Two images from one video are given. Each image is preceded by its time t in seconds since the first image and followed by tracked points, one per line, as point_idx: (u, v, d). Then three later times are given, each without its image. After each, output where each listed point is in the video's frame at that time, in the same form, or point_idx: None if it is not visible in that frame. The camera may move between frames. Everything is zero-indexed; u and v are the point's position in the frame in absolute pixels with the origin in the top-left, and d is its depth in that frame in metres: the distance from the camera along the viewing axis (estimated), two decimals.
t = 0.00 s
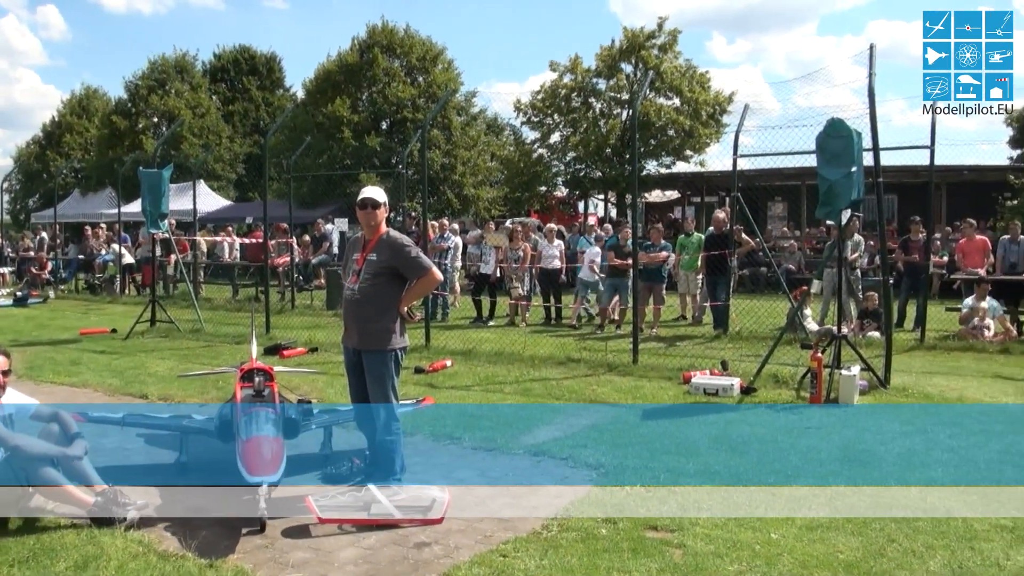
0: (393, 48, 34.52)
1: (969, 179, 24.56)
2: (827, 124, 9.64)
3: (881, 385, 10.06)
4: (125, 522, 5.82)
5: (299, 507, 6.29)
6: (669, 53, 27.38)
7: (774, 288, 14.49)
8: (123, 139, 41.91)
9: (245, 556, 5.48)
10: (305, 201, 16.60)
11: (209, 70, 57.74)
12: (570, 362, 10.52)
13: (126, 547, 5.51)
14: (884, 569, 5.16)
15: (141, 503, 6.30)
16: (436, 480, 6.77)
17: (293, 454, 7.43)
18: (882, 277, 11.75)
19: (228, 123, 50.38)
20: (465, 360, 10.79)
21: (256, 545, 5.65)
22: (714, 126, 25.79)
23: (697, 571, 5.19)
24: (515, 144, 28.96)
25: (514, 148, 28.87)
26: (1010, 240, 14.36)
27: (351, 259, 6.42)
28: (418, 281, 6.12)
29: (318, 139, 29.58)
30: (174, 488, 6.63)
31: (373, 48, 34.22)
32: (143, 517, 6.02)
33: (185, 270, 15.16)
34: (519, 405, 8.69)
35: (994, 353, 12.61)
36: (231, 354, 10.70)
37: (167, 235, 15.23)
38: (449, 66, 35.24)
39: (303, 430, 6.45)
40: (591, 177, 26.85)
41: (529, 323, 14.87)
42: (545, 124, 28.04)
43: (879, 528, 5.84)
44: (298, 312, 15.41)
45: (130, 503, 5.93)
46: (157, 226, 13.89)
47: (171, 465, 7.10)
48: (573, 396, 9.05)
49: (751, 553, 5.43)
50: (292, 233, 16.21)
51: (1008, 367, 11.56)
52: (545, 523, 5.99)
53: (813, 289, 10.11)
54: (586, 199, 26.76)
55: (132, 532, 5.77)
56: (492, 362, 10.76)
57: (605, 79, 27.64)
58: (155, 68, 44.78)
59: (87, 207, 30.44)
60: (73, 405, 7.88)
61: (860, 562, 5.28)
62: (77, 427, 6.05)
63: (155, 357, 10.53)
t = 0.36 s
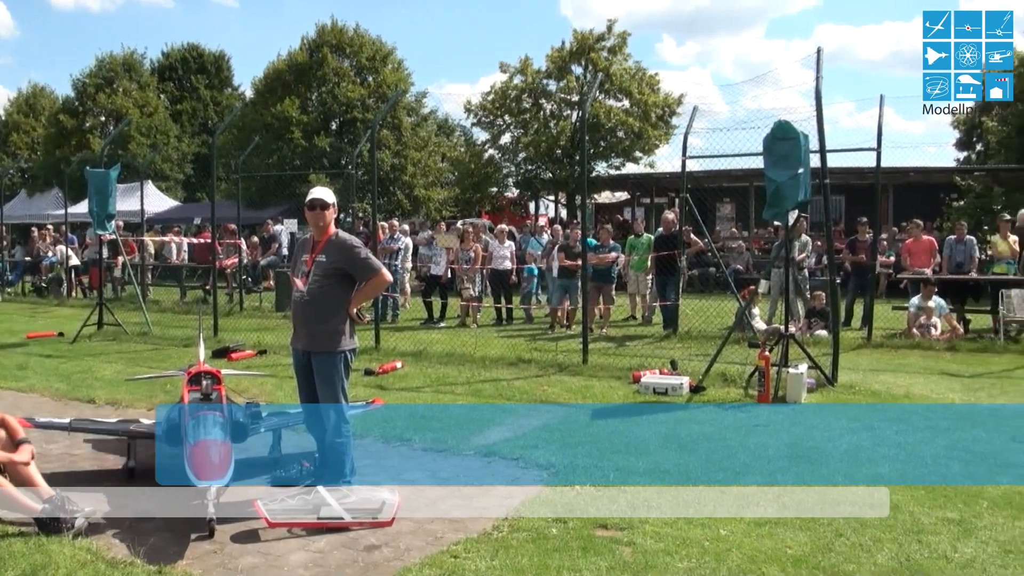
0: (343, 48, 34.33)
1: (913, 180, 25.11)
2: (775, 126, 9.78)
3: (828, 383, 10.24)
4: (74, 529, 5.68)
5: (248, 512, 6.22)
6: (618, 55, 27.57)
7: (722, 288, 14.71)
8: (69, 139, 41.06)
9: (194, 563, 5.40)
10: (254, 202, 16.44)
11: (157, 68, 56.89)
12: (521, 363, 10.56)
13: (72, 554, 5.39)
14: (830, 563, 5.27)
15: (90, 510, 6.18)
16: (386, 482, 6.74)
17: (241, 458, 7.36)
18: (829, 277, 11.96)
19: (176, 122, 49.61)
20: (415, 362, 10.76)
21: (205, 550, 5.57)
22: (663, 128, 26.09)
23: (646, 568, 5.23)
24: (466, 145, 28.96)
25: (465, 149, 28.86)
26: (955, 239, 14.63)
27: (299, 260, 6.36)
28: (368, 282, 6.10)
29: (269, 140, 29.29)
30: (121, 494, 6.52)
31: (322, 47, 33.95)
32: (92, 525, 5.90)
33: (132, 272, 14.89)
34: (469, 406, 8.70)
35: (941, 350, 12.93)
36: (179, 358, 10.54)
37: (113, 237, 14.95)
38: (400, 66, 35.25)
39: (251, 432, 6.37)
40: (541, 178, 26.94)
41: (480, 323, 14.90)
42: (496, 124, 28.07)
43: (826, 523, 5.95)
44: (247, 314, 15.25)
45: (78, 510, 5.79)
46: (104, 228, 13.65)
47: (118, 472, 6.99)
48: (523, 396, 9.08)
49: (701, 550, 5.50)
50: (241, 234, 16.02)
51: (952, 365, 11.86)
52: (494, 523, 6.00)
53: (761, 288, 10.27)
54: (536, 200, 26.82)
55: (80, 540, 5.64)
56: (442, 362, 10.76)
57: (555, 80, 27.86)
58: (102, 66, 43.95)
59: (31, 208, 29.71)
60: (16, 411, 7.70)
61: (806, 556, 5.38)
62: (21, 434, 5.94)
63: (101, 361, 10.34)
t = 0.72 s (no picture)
0: (286, 46, 33.94)
1: (854, 180, 25.67)
2: (717, 127, 9.93)
3: (770, 379, 10.41)
4: (15, 539, 5.52)
5: (191, 518, 6.11)
6: (562, 56, 27.73)
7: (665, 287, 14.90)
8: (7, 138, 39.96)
9: (136, 570, 5.30)
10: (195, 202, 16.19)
11: (99, 65, 55.72)
12: (466, 363, 10.57)
13: (12, 564, 5.25)
14: (772, 556, 5.37)
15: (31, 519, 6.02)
16: (330, 485, 6.69)
17: (184, 463, 7.24)
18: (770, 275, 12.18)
19: (116, 121, 48.58)
20: (360, 363, 10.70)
21: (148, 557, 5.47)
22: (607, 129, 26.31)
23: (591, 566, 5.28)
24: (410, 145, 28.86)
25: (409, 149, 28.73)
26: (895, 237, 14.97)
27: (241, 261, 6.27)
28: (311, 283, 6.04)
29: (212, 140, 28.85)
30: (63, 502, 6.36)
31: (266, 45, 33.50)
32: (34, 534, 5.76)
33: (72, 274, 14.57)
34: (414, 407, 8.68)
35: (883, 345, 13.26)
36: (120, 361, 10.34)
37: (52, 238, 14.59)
38: (343, 65, 35.04)
39: (194, 437, 6.27)
40: (486, 178, 26.93)
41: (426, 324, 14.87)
42: (440, 124, 28.02)
43: (769, 516, 6.06)
44: (190, 316, 15.01)
45: (20, 519, 5.64)
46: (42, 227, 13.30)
47: (58, 480, 6.82)
48: (468, 396, 9.08)
49: (644, 547, 5.56)
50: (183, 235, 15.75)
51: (892, 360, 12.16)
52: (440, 524, 6.00)
53: (703, 287, 10.41)
54: (481, 200, 26.81)
55: (21, 549, 5.49)
56: (387, 363, 10.72)
57: (500, 80, 27.90)
58: (41, 63, 42.88)
59: None
60: None
61: (749, 550, 5.48)
62: None
63: (40, 365, 10.09)
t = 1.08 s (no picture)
0: (230, 48, 33.40)
1: (796, 185, 26.21)
2: (660, 133, 10.07)
3: (714, 382, 10.56)
4: None
5: (135, 529, 5.99)
6: (508, 61, 27.84)
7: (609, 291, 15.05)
8: None
9: None
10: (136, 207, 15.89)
11: (40, 66, 54.45)
12: (412, 368, 10.53)
13: None
14: (718, 556, 5.46)
15: None
16: (275, 493, 6.62)
17: (127, 474, 7.09)
18: (713, 278, 12.36)
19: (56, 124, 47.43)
20: (305, 370, 10.59)
21: (90, 570, 5.35)
22: (553, 134, 26.47)
23: (537, 570, 5.30)
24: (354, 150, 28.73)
25: (354, 153, 28.57)
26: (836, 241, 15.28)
27: (182, 266, 6.18)
28: (254, 289, 5.98)
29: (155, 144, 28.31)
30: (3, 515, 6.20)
31: (210, 48, 32.95)
32: None
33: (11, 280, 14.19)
34: (360, 413, 8.63)
35: (824, 348, 13.55)
36: (61, 370, 10.10)
37: None
38: (288, 68, 34.74)
39: (137, 446, 6.15)
40: (433, 183, 26.88)
41: (371, 329, 14.79)
42: (386, 128, 27.92)
43: (714, 518, 6.16)
44: (132, 323, 14.71)
45: None
46: None
47: None
48: (413, 402, 9.06)
49: (590, 549, 5.61)
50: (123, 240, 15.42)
51: (834, 362, 12.44)
52: (386, 531, 5.98)
53: (647, 291, 10.52)
54: (427, 205, 26.75)
55: None
56: (332, 370, 10.63)
57: (445, 85, 27.92)
58: None
59: None
60: None
61: (695, 551, 5.56)
62: None
63: None
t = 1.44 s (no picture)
0: (186, 51, 32.86)
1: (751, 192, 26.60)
2: (615, 139, 10.16)
3: (669, 387, 10.67)
4: None
5: (88, 539, 5.89)
6: (465, 67, 27.85)
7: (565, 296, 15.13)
8: None
9: None
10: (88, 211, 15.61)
11: None
12: (368, 374, 10.48)
13: None
14: (674, 559, 5.53)
15: None
16: (230, 501, 6.55)
17: (80, 483, 6.97)
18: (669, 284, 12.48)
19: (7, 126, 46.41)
20: (260, 376, 10.49)
21: None
22: (510, 140, 26.54)
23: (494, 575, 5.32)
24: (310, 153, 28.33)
25: (309, 157, 28.34)
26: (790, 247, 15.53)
27: (135, 271, 6.09)
28: (207, 294, 5.92)
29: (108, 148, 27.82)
30: None
31: (165, 50, 32.45)
32: None
33: None
34: (316, 420, 8.57)
35: (779, 352, 13.77)
36: (13, 377, 9.90)
37: None
38: (243, 71, 34.37)
39: (91, 455, 6.04)
40: (390, 188, 26.80)
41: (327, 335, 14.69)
42: (343, 133, 27.75)
43: (670, 521, 6.23)
44: (84, 330, 14.45)
45: None
46: None
47: None
48: (370, 408, 9.02)
49: (547, 554, 5.65)
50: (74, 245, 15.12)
51: (788, 366, 12.66)
52: (341, 539, 5.95)
53: (604, 296, 10.59)
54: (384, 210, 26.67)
55: None
56: (288, 377, 10.53)
57: (402, 89, 27.86)
58: None
59: None
60: None
61: (652, 554, 5.63)
62: None
63: None
